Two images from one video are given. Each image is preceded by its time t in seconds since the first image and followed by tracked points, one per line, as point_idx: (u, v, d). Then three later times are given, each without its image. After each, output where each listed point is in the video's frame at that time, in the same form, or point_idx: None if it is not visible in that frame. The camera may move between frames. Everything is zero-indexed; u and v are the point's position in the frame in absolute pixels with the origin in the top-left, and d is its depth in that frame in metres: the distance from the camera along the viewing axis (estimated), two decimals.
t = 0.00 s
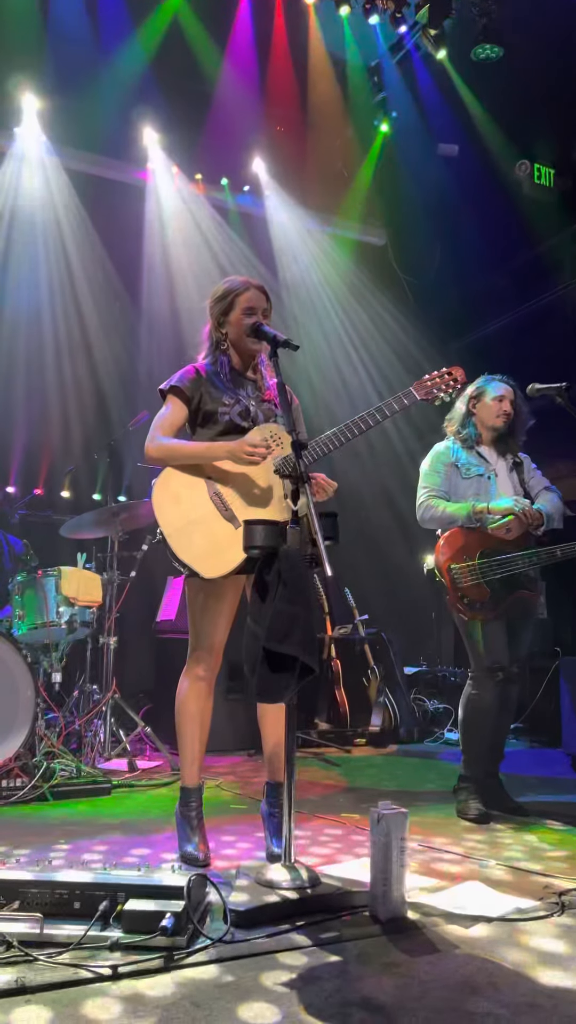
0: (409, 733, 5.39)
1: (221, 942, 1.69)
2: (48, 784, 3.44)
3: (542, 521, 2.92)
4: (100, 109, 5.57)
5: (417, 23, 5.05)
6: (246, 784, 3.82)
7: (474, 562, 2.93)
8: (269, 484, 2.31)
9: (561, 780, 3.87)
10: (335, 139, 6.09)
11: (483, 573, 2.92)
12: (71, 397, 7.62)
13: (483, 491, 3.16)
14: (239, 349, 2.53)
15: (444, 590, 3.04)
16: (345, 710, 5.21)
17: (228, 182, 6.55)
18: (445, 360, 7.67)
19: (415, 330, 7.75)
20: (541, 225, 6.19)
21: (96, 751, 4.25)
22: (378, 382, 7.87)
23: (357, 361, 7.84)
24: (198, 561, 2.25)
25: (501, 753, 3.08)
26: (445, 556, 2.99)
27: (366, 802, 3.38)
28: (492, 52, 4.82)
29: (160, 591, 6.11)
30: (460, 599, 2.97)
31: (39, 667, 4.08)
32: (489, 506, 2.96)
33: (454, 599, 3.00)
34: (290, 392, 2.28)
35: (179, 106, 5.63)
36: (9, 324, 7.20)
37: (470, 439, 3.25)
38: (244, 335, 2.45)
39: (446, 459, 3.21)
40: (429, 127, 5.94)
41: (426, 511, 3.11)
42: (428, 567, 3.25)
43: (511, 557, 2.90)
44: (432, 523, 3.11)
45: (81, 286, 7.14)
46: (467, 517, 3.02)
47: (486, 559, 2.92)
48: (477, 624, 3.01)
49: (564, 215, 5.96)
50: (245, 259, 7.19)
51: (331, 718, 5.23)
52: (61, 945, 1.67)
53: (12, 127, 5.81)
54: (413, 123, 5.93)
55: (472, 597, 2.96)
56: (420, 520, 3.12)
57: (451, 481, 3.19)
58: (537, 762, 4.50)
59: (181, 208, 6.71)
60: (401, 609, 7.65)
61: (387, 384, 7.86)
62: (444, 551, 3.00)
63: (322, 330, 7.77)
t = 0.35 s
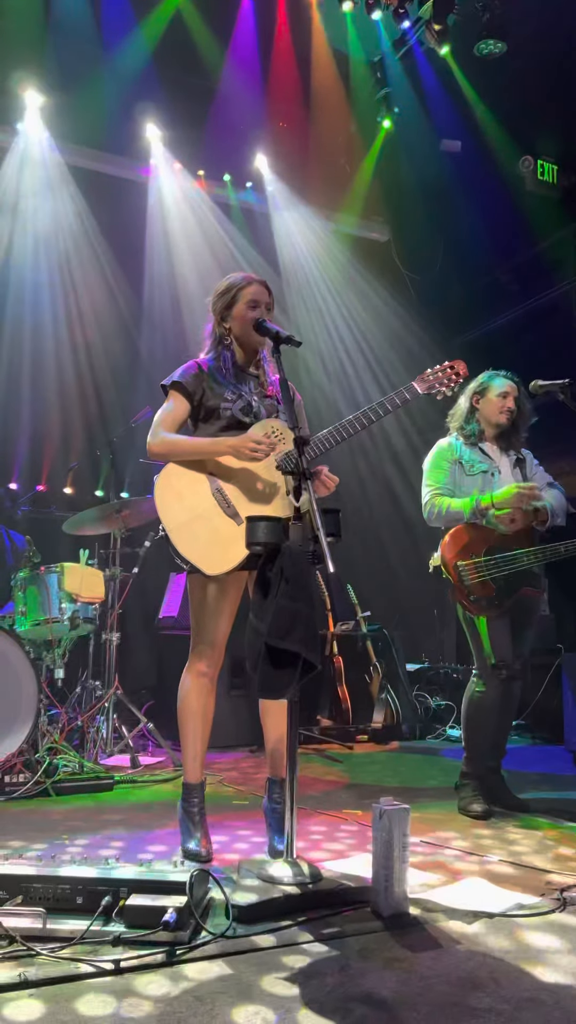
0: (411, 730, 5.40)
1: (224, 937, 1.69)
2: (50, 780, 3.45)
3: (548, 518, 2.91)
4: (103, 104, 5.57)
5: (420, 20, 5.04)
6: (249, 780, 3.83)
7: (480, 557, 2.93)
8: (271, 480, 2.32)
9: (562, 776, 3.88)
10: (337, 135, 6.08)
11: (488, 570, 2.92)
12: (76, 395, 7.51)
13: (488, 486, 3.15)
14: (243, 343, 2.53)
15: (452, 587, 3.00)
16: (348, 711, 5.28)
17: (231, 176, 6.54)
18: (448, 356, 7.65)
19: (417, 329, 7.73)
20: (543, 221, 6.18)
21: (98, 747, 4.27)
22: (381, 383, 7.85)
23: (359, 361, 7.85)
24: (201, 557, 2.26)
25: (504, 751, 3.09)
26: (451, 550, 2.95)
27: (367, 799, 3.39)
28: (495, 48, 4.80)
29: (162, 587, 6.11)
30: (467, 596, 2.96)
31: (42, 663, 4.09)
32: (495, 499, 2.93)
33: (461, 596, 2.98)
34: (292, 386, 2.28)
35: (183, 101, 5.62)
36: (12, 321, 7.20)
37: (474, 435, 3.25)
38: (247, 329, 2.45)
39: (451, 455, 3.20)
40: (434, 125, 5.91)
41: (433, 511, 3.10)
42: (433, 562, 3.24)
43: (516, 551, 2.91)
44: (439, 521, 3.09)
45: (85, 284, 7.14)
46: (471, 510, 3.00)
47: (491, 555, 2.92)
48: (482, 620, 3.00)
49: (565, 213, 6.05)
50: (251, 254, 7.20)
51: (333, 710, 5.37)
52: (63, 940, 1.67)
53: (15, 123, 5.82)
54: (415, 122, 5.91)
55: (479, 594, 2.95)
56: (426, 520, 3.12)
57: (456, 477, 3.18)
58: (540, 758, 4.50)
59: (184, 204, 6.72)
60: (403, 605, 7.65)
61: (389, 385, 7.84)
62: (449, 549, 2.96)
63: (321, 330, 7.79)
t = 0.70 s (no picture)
0: (414, 727, 5.38)
1: (226, 935, 1.70)
2: (53, 778, 3.45)
3: (546, 512, 2.90)
4: (105, 103, 5.56)
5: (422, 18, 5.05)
6: (250, 778, 3.82)
7: (483, 556, 2.94)
8: (274, 479, 2.34)
9: (565, 775, 3.87)
10: (339, 134, 6.08)
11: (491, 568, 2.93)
12: (80, 398, 7.44)
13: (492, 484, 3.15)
14: (247, 338, 2.52)
15: (455, 586, 3.03)
16: (350, 711, 5.28)
17: (232, 175, 6.53)
18: (450, 354, 7.65)
19: (419, 330, 7.76)
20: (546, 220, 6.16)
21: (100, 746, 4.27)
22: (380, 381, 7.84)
23: (360, 362, 7.80)
24: (204, 557, 2.26)
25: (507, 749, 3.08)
26: (454, 549, 2.98)
27: (369, 798, 3.39)
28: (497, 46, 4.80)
29: (165, 586, 6.11)
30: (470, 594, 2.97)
31: (45, 662, 4.09)
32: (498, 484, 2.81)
33: (465, 595, 3.01)
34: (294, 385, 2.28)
35: (186, 100, 5.62)
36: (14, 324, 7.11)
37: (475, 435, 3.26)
38: (250, 327, 2.46)
39: (455, 454, 3.19)
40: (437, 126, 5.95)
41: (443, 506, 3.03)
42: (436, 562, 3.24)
43: (519, 550, 2.91)
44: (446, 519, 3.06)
45: (88, 282, 7.12)
46: (480, 501, 2.93)
47: (494, 554, 2.93)
48: (485, 619, 3.01)
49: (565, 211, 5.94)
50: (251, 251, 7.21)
51: (335, 711, 5.38)
52: (65, 938, 1.68)
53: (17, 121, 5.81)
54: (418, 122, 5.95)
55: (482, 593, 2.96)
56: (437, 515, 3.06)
57: (461, 475, 3.16)
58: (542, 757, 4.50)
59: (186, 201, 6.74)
60: (405, 604, 7.64)
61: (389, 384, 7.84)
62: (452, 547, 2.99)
63: (324, 332, 7.69)
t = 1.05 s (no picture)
0: (414, 728, 5.37)
1: (225, 935, 1.70)
2: (54, 778, 3.45)
3: (547, 510, 2.89)
4: (106, 103, 5.56)
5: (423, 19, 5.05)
6: (251, 778, 3.82)
7: (482, 556, 2.93)
8: (274, 479, 2.34)
9: (565, 776, 3.86)
10: (340, 134, 6.07)
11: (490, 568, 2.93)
12: (81, 398, 7.46)
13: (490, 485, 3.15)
14: (247, 337, 2.53)
15: (455, 586, 3.04)
16: (352, 710, 5.29)
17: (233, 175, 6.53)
18: (451, 354, 7.65)
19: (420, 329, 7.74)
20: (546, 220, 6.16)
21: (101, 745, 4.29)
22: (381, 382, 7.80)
23: (361, 362, 7.77)
24: (205, 556, 2.27)
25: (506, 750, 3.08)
26: (453, 549, 2.99)
27: (370, 798, 3.39)
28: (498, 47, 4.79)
29: (165, 586, 6.10)
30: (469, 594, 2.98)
31: (45, 662, 4.08)
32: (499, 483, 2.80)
33: (464, 594, 3.03)
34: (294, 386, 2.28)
35: (187, 100, 5.61)
36: (14, 324, 7.13)
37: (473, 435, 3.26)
38: (250, 327, 2.46)
39: (454, 454, 3.20)
40: (438, 126, 6.01)
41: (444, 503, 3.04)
42: (436, 561, 3.25)
43: (518, 549, 2.90)
44: (447, 519, 3.07)
45: (89, 282, 7.09)
46: (480, 500, 2.92)
47: (493, 553, 2.92)
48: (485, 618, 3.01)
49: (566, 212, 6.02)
50: (252, 252, 7.21)
51: (336, 710, 5.38)
52: (65, 938, 1.68)
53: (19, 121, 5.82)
54: (419, 121, 5.95)
55: (481, 593, 2.97)
56: (439, 513, 3.05)
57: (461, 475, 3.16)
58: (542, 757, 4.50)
59: (188, 200, 6.71)
60: (406, 604, 7.64)
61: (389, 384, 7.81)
62: (452, 544, 3.01)
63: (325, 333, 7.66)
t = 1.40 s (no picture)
0: (415, 729, 5.37)
1: (225, 935, 1.70)
2: (54, 779, 3.45)
3: (546, 510, 2.91)
4: (105, 103, 5.56)
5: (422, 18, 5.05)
6: (251, 779, 3.83)
7: (480, 556, 2.94)
8: (274, 479, 2.33)
9: (565, 776, 3.87)
10: (340, 134, 6.08)
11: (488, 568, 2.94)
12: (82, 399, 7.40)
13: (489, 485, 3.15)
14: (247, 337, 2.53)
15: (454, 586, 3.04)
16: (352, 711, 5.27)
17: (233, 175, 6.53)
18: (451, 354, 7.65)
19: (421, 329, 7.73)
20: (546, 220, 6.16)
21: (102, 745, 4.29)
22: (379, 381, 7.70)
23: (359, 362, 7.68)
24: (204, 558, 2.27)
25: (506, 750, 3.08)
26: (451, 549, 3.00)
27: (370, 798, 3.39)
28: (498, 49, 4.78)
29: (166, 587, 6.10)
30: (467, 594, 2.99)
31: (46, 663, 4.08)
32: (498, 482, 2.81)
33: (463, 595, 3.02)
34: (295, 386, 2.29)
35: (187, 101, 5.61)
36: (14, 324, 7.08)
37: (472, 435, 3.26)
38: (250, 327, 2.46)
39: (453, 455, 3.21)
40: (438, 126, 6.00)
41: (442, 503, 3.06)
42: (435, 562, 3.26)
43: (516, 550, 2.91)
44: (445, 519, 3.07)
45: (89, 282, 7.10)
46: (478, 499, 2.94)
47: (491, 554, 2.93)
48: (485, 619, 3.02)
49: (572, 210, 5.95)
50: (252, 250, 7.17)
51: (338, 711, 5.37)
52: (65, 938, 1.68)
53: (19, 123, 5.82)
54: (420, 122, 5.95)
55: (479, 594, 2.97)
56: (436, 513, 3.06)
57: (459, 475, 3.17)
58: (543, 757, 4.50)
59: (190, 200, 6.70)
60: (406, 604, 7.64)
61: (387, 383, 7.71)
62: (450, 543, 3.01)
63: (325, 335, 7.61)
